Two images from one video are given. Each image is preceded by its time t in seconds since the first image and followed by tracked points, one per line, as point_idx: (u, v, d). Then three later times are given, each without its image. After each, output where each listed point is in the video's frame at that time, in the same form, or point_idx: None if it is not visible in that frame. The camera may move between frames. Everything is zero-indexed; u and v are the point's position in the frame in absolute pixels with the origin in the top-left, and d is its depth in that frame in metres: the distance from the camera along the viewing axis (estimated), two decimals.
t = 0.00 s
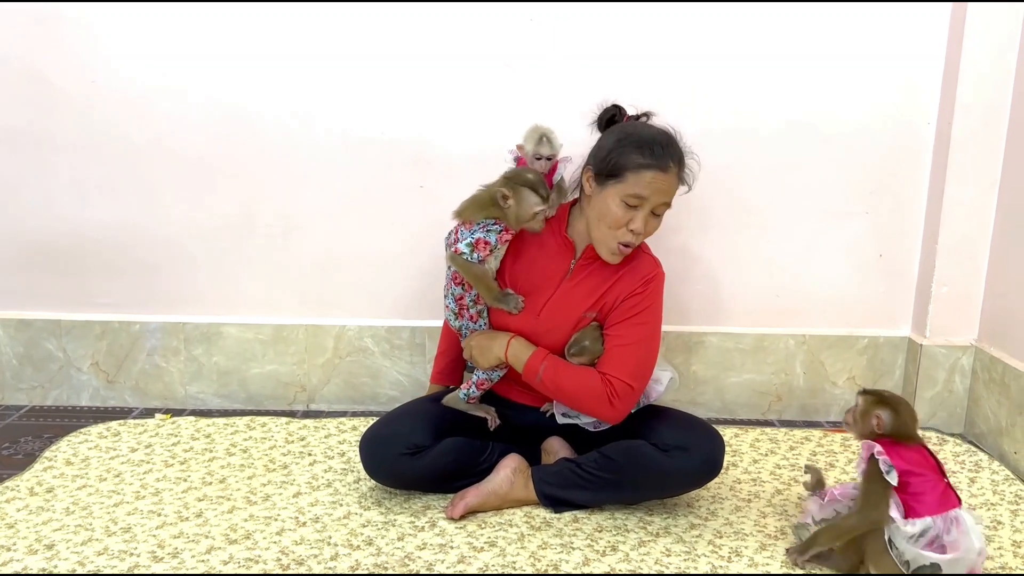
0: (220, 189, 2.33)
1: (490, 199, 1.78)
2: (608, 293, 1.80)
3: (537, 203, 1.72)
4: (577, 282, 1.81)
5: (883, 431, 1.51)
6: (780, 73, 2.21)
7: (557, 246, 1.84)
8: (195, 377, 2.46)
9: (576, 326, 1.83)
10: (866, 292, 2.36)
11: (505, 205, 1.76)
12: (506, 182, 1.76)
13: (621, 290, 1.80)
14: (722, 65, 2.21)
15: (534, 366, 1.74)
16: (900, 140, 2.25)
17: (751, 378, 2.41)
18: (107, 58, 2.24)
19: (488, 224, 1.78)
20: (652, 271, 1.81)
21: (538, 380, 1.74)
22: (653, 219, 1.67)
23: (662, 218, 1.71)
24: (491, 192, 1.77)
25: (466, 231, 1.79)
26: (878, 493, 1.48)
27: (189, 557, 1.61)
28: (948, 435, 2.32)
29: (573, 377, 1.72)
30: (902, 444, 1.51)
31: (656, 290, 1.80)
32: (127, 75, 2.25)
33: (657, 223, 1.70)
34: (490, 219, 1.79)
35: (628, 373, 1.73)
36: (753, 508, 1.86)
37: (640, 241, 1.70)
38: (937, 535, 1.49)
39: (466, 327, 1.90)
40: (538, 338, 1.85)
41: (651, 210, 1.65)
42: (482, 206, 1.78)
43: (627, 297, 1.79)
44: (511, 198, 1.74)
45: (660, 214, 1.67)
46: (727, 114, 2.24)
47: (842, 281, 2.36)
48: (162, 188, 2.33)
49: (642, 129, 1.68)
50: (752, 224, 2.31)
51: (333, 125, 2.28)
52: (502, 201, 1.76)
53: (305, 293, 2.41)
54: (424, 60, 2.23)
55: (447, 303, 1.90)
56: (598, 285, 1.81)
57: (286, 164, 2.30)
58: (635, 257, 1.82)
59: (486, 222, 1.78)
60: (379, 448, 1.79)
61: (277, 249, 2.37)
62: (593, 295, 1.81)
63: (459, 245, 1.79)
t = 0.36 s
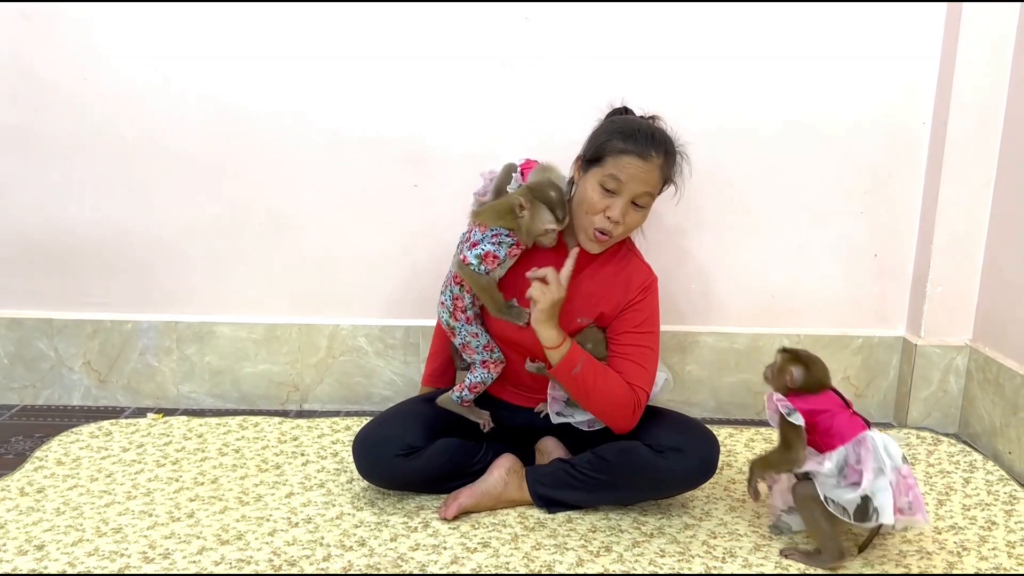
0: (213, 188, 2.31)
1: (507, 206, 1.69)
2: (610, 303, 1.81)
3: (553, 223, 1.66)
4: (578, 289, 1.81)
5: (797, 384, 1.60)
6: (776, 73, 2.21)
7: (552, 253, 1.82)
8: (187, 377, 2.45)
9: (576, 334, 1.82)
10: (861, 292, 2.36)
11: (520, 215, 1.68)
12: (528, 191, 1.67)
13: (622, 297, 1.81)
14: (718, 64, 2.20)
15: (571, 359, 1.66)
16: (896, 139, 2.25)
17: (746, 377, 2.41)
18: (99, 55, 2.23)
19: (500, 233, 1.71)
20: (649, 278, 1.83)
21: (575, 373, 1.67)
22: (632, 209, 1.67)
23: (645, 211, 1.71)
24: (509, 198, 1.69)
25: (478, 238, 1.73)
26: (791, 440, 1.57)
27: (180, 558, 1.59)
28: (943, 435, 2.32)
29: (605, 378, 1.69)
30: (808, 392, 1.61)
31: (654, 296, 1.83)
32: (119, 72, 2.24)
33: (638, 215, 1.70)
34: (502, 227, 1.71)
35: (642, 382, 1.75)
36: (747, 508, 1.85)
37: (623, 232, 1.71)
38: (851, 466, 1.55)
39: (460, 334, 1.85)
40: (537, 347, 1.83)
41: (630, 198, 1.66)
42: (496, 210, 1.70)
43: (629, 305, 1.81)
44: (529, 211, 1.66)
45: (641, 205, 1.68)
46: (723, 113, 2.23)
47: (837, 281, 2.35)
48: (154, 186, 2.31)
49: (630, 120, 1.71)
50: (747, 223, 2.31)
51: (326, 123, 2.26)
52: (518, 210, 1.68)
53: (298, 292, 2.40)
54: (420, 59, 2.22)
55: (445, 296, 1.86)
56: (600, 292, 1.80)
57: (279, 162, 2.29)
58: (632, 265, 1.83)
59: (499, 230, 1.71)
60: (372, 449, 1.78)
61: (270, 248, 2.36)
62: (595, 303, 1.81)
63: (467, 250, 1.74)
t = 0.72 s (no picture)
0: (207, 186, 2.30)
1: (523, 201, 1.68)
2: (605, 300, 1.80)
3: (566, 218, 1.62)
4: (572, 285, 1.81)
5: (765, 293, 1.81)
6: (771, 72, 2.21)
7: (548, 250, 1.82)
8: (181, 376, 2.44)
9: (571, 330, 1.82)
10: (856, 292, 2.36)
11: (535, 211, 1.66)
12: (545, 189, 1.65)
13: (618, 295, 1.80)
14: (713, 63, 2.20)
15: (557, 359, 1.68)
16: (890, 139, 2.25)
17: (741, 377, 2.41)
18: (92, 53, 2.22)
19: (515, 230, 1.69)
20: (647, 275, 1.83)
21: (557, 374, 1.69)
22: (624, 205, 1.67)
23: (639, 209, 1.70)
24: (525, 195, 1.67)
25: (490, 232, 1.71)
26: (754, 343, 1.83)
27: (173, 557, 1.59)
28: (936, 435, 2.32)
29: (592, 376, 1.70)
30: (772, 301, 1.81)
31: (650, 295, 1.82)
32: (112, 69, 2.23)
33: (631, 212, 1.69)
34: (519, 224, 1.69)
35: (633, 382, 1.76)
36: (741, 508, 1.85)
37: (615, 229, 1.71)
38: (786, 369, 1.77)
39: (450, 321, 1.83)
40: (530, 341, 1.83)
41: (621, 195, 1.66)
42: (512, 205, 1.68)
43: (624, 301, 1.80)
44: (542, 209, 1.63)
45: (632, 203, 1.68)
46: (719, 113, 2.23)
47: (832, 281, 2.35)
48: (148, 185, 2.31)
49: (629, 117, 1.72)
50: (742, 223, 2.31)
51: (321, 121, 2.26)
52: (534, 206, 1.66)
53: (292, 291, 2.39)
54: (415, 58, 2.22)
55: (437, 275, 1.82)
56: (595, 289, 1.80)
57: (273, 161, 2.28)
58: (629, 263, 1.83)
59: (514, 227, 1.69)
60: (366, 448, 1.77)
61: (264, 247, 2.35)
62: (590, 300, 1.80)
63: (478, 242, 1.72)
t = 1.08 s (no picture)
0: (202, 184, 2.30)
1: (465, 191, 1.76)
2: (597, 286, 1.79)
3: (513, 200, 1.72)
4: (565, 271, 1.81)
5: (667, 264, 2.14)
6: (769, 72, 2.21)
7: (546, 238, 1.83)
8: (177, 374, 2.43)
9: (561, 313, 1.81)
10: (853, 292, 2.36)
11: (479, 198, 1.74)
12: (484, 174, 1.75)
13: (613, 279, 1.77)
14: (710, 63, 2.20)
15: (523, 319, 1.68)
16: (888, 140, 2.25)
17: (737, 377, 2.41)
18: (87, 50, 2.21)
19: (453, 218, 1.76)
20: (643, 265, 1.79)
21: (521, 335, 1.67)
22: (596, 205, 1.65)
23: (616, 207, 1.66)
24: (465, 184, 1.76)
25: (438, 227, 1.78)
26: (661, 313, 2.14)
27: (168, 557, 1.58)
28: (933, 435, 2.32)
29: (559, 342, 1.68)
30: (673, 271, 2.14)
31: (646, 283, 1.78)
32: (108, 67, 2.22)
33: (607, 211, 1.66)
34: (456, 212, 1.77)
35: (606, 356, 1.71)
36: (737, 509, 1.85)
37: (595, 229, 1.69)
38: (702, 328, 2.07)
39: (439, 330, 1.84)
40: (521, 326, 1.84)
41: (589, 195, 1.64)
42: (452, 195, 1.77)
43: (616, 287, 1.77)
44: (489, 192, 1.72)
45: (603, 202, 1.65)
46: (716, 112, 2.23)
47: (829, 281, 2.35)
48: (144, 183, 2.30)
49: (595, 117, 1.69)
50: (739, 222, 2.31)
51: (317, 120, 2.25)
52: (478, 192, 1.74)
53: (288, 289, 2.38)
54: (412, 57, 2.21)
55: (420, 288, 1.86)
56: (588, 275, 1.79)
57: (269, 159, 2.27)
58: (626, 252, 1.81)
59: (452, 215, 1.77)
60: (361, 447, 1.77)
61: (260, 246, 2.34)
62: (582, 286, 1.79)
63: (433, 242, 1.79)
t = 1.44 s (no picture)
0: (200, 182, 2.29)
1: (391, 271, 1.77)
2: (598, 286, 1.78)
3: (417, 232, 1.76)
4: (563, 276, 1.80)
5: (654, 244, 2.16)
6: (768, 72, 2.20)
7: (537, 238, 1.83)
8: (174, 373, 2.43)
9: (565, 319, 1.80)
10: (852, 292, 2.36)
11: (404, 262, 1.75)
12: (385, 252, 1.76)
13: (614, 279, 1.77)
14: (710, 61, 2.19)
15: (540, 366, 1.69)
16: (888, 140, 2.25)
17: (737, 376, 2.40)
18: (84, 47, 2.20)
19: (410, 296, 1.79)
20: (639, 259, 1.79)
21: (545, 385, 1.69)
22: (546, 190, 1.68)
23: (566, 193, 1.67)
24: (387, 265, 1.77)
25: (403, 312, 1.79)
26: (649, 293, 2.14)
27: (165, 556, 1.58)
28: (932, 436, 2.32)
29: (580, 369, 1.69)
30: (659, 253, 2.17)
31: (643, 277, 1.78)
32: (105, 64, 2.21)
33: (557, 198, 1.68)
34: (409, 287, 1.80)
35: (629, 364, 1.72)
36: (736, 508, 1.85)
37: (549, 216, 1.71)
38: (696, 312, 2.14)
39: (434, 386, 1.82)
40: (529, 337, 1.82)
41: (538, 179, 1.68)
42: (390, 282, 1.78)
43: (619, 286, 1.77)
44: (406, 253, 1.74)
45: (550, 186, 1.67)
46: (715, 111, 2.22)
47: (828, 280, 2.35)
48: (142, 180, 2.29)
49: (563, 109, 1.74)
50: (738, 222, 2.30)
51: (316, 117, 2.24)
52: (399, 261, 1.75)
53: (287, 288, 2.37)
54: (411, 55, 2.21)
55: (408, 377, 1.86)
56: (587, 277, 1.78)
57: (267, 157, 2.27)
58: (620, 248, 1.80)
59: (408, 292, 1.79)
60: (360, 446, 1.76)
61: (258, 244, 2.34)
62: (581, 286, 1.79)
63: (409, 329, 1.79)
